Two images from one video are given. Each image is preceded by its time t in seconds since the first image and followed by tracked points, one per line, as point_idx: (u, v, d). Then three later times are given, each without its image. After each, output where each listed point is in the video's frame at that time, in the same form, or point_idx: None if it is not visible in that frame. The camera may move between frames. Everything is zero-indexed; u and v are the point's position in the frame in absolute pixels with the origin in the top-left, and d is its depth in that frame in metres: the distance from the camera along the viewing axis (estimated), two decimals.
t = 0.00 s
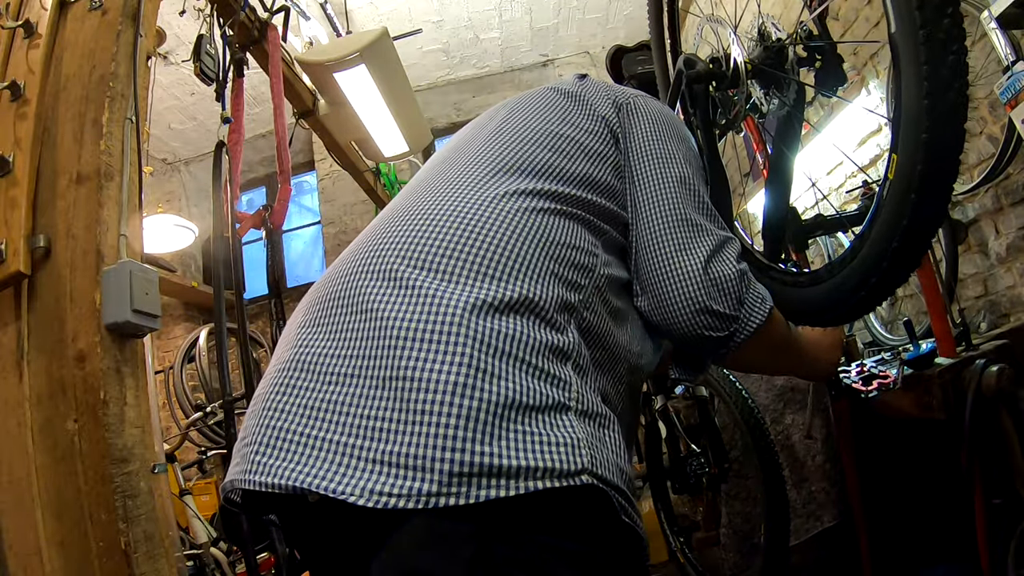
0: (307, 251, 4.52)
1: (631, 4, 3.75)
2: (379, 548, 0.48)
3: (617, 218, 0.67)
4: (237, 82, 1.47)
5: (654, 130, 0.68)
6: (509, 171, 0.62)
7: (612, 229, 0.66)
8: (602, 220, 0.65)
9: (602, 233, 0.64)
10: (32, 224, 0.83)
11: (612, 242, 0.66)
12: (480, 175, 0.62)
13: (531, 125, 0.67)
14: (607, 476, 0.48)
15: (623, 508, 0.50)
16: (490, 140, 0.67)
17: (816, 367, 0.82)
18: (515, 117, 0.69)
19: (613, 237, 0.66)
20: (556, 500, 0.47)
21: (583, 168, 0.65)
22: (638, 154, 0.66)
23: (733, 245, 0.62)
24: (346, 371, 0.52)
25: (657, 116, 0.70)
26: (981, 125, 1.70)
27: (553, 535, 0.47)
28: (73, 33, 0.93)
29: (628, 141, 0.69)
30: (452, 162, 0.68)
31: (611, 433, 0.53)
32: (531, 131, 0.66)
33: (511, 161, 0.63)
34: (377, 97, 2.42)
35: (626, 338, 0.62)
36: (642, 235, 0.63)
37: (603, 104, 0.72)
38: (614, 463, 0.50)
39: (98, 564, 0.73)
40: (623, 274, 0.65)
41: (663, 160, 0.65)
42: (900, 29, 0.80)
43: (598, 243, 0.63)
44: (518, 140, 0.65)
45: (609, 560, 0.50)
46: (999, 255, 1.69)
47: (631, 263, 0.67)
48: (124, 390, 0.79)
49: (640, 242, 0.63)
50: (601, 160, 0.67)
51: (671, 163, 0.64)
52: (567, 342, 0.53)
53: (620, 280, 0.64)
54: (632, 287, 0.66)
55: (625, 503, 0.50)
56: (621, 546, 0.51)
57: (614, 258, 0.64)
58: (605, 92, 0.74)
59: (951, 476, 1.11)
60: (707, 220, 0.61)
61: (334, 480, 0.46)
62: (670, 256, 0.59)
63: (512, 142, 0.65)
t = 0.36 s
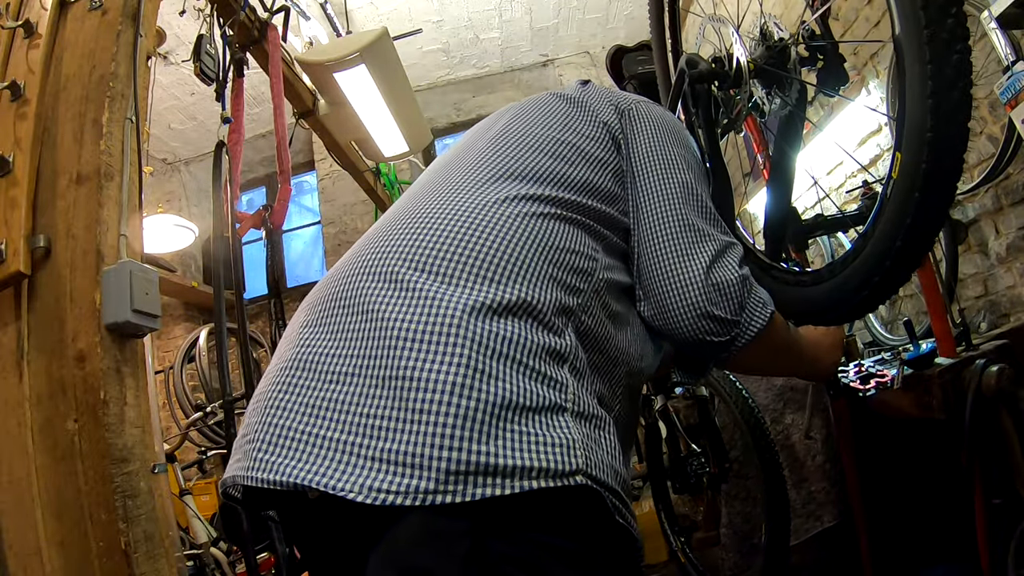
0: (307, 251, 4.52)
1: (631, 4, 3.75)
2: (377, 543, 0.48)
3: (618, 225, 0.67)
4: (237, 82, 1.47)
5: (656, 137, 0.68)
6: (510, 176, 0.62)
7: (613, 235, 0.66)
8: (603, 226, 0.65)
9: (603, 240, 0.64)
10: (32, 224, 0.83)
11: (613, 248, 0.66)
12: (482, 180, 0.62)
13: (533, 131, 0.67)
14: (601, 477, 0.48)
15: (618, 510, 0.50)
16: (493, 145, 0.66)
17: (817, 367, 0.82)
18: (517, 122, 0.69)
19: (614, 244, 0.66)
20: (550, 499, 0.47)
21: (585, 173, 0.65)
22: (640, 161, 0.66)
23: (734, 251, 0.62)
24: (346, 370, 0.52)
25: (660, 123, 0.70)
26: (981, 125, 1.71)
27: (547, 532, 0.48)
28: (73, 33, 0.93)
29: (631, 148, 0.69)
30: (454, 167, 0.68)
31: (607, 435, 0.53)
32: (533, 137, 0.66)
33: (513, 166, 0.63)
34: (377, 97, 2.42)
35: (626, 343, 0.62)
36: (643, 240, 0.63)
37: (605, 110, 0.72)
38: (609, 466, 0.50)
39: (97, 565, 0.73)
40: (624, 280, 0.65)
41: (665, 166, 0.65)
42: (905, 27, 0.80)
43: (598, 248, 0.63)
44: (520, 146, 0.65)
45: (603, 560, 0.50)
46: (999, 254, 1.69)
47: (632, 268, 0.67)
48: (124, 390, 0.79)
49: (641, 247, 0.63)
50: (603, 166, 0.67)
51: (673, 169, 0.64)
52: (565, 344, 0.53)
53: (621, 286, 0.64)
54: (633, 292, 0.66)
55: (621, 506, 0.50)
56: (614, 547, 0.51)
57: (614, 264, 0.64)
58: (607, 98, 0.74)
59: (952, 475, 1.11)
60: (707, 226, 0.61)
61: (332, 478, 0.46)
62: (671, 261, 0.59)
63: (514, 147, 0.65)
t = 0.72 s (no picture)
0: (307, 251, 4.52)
1: (631, 4, 3.75)
2: (381, 539, 0.49)
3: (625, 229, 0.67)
4: (237, 82, 1.47)
5: (666, 143, 0.68)
6: (520, 176, 0.62)
7: (620, 238, 0.66)
8: (610, 228, 0.65)
9: (610, 243, 0.65)
10: (32, 223, 0.83)
11: (619, 251, 0.66)
12: (492, 181, 0.62)
13: (544, 134, 0.68)
14: (605, 478, 0.48)
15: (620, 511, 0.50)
16: (503, 147, 0.67)
17: (818, 366, 0.82)
18: (528, 125, 0.69)
19: (620, 247, 0.66)
20: (553, 497, 0.47)
21: (594, 176, 0.65)
22: (651, 167, 0.67)
23: (739, 255, 0.63)
24: (355, 366, 0.52)
25: (669, 130, 0.71)
26: (981, 125, 1.71)
27: (547, 530, 0.47)
28: (73, 33, 0.93)
29: (640, 154, 0.69)
30: (462, 168, 0.68)
31: (611, 436, 0.53)
32: (543, 140, 0.66)
33: (522, 167, 0.63)
34: (377, 97, 2.42)
35: (630, 345, 0.62)
36: (650, 243, 0.63)
37: (615, 115, 0.72)
38: (613, 467, 0.50)
39: (97, 565, 0.73)
40: (629, 283, 0.65)
41: (674, 172, 0.65)
42: (901, 30, 0.80)
43: (605, 251, 0.63)
44: (530, 148, 0.65)
45: (604, 560, 0.50)
46: (999, 255, 1.69)
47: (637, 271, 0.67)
48: (124, 390, 0.79)
49: (647, 250, 0.63)
50: (612, 170, 0.67)
51: (682, 175, 0.65)
52: (571, 345, 0.53)
53: (627, 290, 0.64)
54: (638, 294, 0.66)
55: (623, 507, 0.50)
56: (616, 546, 0.51)
57: (620, 267, 0.64)
58: (617, 104, 0.74)
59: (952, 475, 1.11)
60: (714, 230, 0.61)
61: (340, 473, 0.46)
62: (675, 263, 0.60)
63: (524, 149, 0.65)
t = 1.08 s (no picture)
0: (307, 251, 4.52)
1: (631, 4, 3.75)
2: (385, 537, 0.49)
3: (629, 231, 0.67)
4: (237, 82, 1.47)
5: (672, 146, 0.69)
6: (526, 177, 0.62)
7: (624, 239, 0.66)
8: (615, 230, 0.65)
9: (614, 244, 0.65)
10: (32, 224, 0.83)
11: (624, 252, 0.66)
12: (498, 182, 0.62)
13: (550, 135, 0.68)
14: (608, 478, 0.48)
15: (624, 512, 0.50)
16: (511, 149, 0.67)
17: (818, 366, 0.83)
18: (535, 127, 0.69)
19: (624, 248, 0.66)
20: (556, 496, 0.47)
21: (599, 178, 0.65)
22: (657, 171, 0.67)
23: (743, 258, 0.63)
24: (361, 364, 0.52)
25: (675, 133, 0.71)
26: (981, 125, 1.71)
27: (550, 528, 0.47)
28: (73, 33, 0.93)
29: (646, 157, 0.69)
30: (468, 169, 0.68)
31: (614, 437, 0.53)
32: (550, 142, 0.66)
33: (528, 168, 0.63)
34: (377, 97, 2.42)
35: (634, 346, 0.62)
36: (654, 244, 0.63)
37: (622, 118, 0.72)
38: (617, 468, 0.50)
39: (97, 565, 0.72)
40: (632, 284, 0.65)
41: (679, 174, 0.65)
42: (903, 26, 0.80)
43: (609, 252, 0.63)
44: (536, 149, 0.65)
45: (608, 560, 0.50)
46: (999, 254, 1.69)
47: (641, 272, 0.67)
48: (124, 390, 0.79)
49: (652, 251, 0.63)
50: (619, 172, 0.67)
51: (688, 177, 0.65)
52: (576, 346, 0.53)
53: (631, 292, 0.64)
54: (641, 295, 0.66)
55: (626, 508, 0.50)
56: (617, 547, 0.51)
57: (624, 269, 0.64)
58: (623, 106, 0.74)
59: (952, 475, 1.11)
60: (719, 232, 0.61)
61: (346, 471, 0.46)
62: (678, 262, 0.60)
63: (530, 150, 0.65)
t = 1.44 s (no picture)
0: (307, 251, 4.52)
1: (631, 4, 3.74)
2: (386, 537, 0.49)
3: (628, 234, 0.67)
4: (236, 82, 1.47)
5: (671, 149, 0.69)
6: (525, 179, 0.62)
7: (623, 242, 0.66)
8: (614, 233, 0.65)
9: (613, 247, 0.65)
10: (32, 224, 0.83)
11: (623, 255, 0.66)
12: (497, 184, 0.62)
13: (549, 138, 0.68)
14: (608, 478, 0.48)
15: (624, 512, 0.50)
16: (510, 151, 0.67)
17: (818, 367, 0.83)
18: (534, 129, 0.69)
19: (623, 251, 0.66)
20: (556, 497, 0.48)
21: (598, 180, 0.65)
22: (656, 174, 0.67)
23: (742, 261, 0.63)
24: (361, 366, 0.52)
25: (674, 136, 0.71)
26: (981, 125, 1.70)
27: (551, 527, 0.47)
28: (73, 33, 0.93)
29: (645, 160, 0.69)
30: (467, 172, 0.68)
31: (613, 437, 0.53)
32: (549, 144, 0.66)
33: (528, 170, 0.63)
34: (377, 97, 2.42)
35: (634, 348, 0.62)
36: (652, 246, 0.63)
37: (621, 121, 0.72)
38: (616, 468, 0.50)
39: (97, 565, 0.72)
40: (631, 287, 0.65)
41: (678, 177, 0.65)
42: (903, 26, 0.80)
43: (609, 255, 0.63)
44: (536, 152, 0.65)
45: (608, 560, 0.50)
46: (999, 255, 1.69)
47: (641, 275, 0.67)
48: (124, 391, 0.79)
49: (651, 253, 0.63)
50: (618, 175, 0.67)
51: (686, 180, 0.65)
52: (575, 347, 0.53)
53: (630, 294, 0.64)
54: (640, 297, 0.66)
55: (627, 508, 0.50)
56: (617, 547, 0.51)
57: (623, 271, 0.64)
58: (623, 109, 0.74)
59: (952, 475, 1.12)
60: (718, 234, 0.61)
61: (347, 471, 0.46)
62: (677, 265, 0.60)
63: (529, 153, 0.65)
